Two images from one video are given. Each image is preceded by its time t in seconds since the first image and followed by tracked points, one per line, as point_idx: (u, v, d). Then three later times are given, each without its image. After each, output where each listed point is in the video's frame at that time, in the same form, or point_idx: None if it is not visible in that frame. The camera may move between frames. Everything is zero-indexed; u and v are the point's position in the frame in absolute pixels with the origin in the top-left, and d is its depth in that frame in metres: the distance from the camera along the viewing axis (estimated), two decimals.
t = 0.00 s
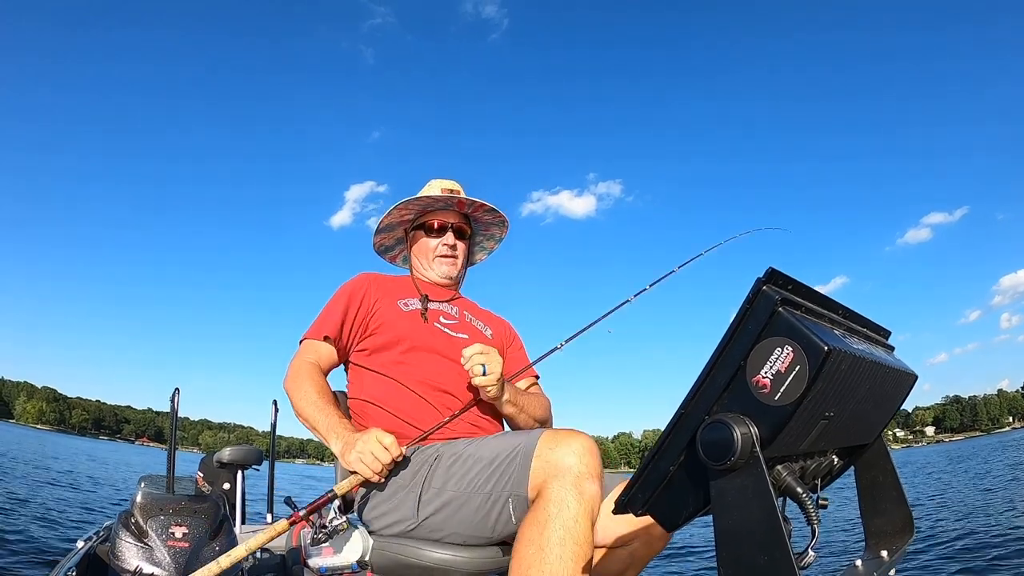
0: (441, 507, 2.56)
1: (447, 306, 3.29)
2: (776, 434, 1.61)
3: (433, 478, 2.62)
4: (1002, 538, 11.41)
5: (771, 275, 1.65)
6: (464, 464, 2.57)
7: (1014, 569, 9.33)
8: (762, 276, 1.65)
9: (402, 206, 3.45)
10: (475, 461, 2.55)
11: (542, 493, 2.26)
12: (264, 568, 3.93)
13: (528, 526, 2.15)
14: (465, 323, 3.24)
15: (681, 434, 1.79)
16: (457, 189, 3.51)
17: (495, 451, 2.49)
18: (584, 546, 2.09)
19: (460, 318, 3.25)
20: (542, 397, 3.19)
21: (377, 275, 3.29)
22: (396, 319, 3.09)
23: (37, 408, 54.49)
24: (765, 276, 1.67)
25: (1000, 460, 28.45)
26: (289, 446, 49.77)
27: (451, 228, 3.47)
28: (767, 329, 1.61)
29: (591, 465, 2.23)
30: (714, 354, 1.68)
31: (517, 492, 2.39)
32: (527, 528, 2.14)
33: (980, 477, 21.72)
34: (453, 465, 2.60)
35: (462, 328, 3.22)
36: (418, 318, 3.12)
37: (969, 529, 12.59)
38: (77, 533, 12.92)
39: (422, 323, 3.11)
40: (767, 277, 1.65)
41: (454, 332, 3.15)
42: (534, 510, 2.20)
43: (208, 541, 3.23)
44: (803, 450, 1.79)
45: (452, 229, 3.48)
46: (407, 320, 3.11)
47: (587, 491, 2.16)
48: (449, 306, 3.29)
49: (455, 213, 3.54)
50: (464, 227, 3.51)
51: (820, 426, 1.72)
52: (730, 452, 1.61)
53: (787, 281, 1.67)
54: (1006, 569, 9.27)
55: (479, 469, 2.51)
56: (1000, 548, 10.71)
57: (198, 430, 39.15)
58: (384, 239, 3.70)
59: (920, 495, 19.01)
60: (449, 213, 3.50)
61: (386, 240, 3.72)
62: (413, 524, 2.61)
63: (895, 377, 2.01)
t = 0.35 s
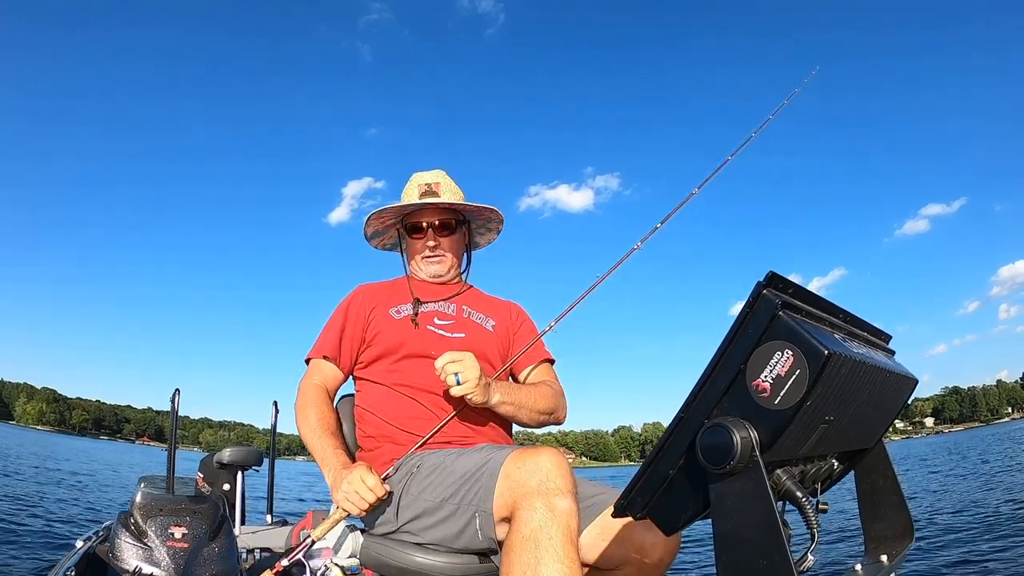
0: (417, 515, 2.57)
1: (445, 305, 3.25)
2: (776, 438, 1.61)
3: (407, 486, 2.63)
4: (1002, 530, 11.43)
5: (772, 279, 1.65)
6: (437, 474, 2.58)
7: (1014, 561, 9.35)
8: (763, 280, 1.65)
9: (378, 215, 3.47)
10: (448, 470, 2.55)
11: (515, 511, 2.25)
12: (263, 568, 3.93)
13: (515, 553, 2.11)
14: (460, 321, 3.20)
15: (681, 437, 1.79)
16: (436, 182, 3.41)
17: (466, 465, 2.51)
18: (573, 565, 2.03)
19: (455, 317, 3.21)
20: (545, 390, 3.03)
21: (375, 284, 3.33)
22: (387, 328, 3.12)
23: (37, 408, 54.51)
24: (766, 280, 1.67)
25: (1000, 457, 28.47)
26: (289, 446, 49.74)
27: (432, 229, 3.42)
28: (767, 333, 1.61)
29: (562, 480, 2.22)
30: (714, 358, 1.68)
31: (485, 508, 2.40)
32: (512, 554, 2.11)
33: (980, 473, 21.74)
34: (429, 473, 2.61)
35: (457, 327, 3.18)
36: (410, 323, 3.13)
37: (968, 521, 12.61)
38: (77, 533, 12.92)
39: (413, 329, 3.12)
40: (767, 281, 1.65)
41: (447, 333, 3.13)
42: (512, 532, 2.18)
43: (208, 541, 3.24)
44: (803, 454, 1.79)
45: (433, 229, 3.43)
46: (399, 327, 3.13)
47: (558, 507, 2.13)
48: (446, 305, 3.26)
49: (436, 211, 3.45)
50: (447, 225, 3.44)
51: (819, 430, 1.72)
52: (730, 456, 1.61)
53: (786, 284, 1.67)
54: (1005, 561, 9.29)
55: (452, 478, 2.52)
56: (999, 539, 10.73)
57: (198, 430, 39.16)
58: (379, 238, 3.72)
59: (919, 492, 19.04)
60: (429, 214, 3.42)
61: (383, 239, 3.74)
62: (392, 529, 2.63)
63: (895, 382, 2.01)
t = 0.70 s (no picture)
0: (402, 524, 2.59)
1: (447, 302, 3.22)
2: (776, 437, 1.61)
3: (393, 494, 2.66)
4: (1000, 526, 11.49)
5: (771, 278, 1.65)
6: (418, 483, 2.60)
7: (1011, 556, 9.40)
8: (762, 278, 1.65)
9: (375, 204, 3.44)
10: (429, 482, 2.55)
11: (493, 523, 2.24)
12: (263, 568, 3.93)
13: (498, 566, 2.13)
14: (461, 321, 3.15)
15: (681, 436, 1.80)
16: (428, 167, 3.29)
17: (443, 476, 2.50)
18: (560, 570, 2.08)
19: (456, 316, 3.16)
20: (548, 396, 2.98)
21: (378, 279, 3.34)
22: (388, 331, 3.14)
23: (38, 408, 54.53)
24: (766, 279, 1.67)
25: (998, 455, 28.56)
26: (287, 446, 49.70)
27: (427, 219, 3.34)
28: (767, 331, 1.61)
29: (537, 490, 2.19)
30: (714, 356, 1.68)
31: (460, 518, 2.38)
32: (496, 565, 2.13)
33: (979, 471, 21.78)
34: (412, 482, 2.63)
35: (458, 326, 3.13)
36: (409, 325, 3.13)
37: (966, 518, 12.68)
38: (77, 534, 12.93)
39: (411, 333, 3.11)
40: (767, 280, 1.65)
41: (446, 336, 3.11)
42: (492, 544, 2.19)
43: (207, 540, 3.23)
44: (803, 452, 1.79)
45: (427, 219, 3.34)
46: (398, 329, 3.13)
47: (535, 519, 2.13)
48: (448, 302, 3.22)
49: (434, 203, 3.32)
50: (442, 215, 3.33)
51: (820, 429, 1.72)
52: (730, 455, 1.61)
53: (786, 283, 1.67)
54: (1003, 556, 9.37)
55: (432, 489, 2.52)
56: (996, 534, 10.83)
57: (199, 431, 39.22)
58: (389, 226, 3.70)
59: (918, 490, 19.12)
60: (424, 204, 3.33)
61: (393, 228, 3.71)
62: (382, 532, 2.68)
63: (894, 381, 2.01)
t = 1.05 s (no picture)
0: (410, 522, 2.59)
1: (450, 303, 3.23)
2: (775, 435, 1.61)
3: (401, 492, 2.65)
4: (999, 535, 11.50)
5: (771, 277, 1.65)
6: (427, 481, 2.59)
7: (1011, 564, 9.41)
8: (762, 276, 1.66)
9: (391, 195, 3.41)
10: (440, 478, 2.55)
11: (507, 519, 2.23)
12: (263, 568, 3.93)
13: (512, 560, 2.10)
14: (464, 324, 3.18)
15: (679, 435, 1.80)
16: (453, 161, 3.30)
17: (454, 472, 2.50)
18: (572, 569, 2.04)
19: (459, 319, 3.18)
20: (549, 404, 3.01)
21: (380, 272, 3.32)
22: (391, 330, 3.13)
23: (39, 408, 54.57)
24: (765, 277, 1.68)
25: (998, 460, 28.57)
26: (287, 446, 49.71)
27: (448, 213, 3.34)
28: (766, 329, 1.61)
29: (552, 486, 2.20)
30: (713, 354, 1.68)
31: (473, 513, 2.38)
32: (510, 561, 2.10)
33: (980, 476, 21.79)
34: (421, 480, 2.62)
35: (461, 330, 3.16)
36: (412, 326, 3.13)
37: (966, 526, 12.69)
38: (76, 533, 12.96)
39: (415, 333, 3.11)
40: (766, 278, 1.66)
41: (449, 338, 3.13)
42: (504, 539, 2.18)
43: (208, 540, 3.23)
44: (802, 450, 1.79)
45: (447, 214, 3.35)
46: (401, 329, 3.13)
47: (552, 514, 2.13)
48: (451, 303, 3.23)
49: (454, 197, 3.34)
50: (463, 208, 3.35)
51: (819, 427, 1.72)
52: (729, 453, 1.61)
53: (785, 282, 1.68)
54: (1003, 564, 9.38)
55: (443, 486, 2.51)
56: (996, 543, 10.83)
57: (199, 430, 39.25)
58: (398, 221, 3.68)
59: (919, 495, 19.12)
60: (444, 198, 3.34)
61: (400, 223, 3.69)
62: (387, 531, 2.66)
63: (893, 379, 2.01)
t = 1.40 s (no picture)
0: (425, 518, 2.58)
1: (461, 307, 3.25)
2: (775, 435, 1.61)
3: (417, 488, 2.64)
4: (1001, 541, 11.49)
5: (771, 276, 1.65)
6: (445, 476, 2.59)
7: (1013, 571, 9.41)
8: (762, 276, 1.65)
9: (400, 192, 3.39)
10: (459, 473, 2.55)
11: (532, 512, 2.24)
12: (263, 569, 3.93)
13: (535, 552, 2.12)
14: (475, 328, 3.21)
15: (680, 435, 1.80)
16: (463, 165, 3.30)
17: (476, 467, 2.50)
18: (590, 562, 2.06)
19: (471, 323, 3.21)
20: (555, 409, 3.06)
21: (391, 270, 3.29)
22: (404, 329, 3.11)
23: (40, 407, 54.68)
24: (765, 277, 1.68)
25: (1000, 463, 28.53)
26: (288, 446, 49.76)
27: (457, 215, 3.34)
28: (767, 328, 1.61)
29: (576, 480, 2.21)
30: (714, 353, 1.68)
31: (498, 508, 2.39)
32: (533, 552, 2.12)
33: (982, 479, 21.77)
34: (438, 476, 2.62)
35: (473, 334, 3.18)
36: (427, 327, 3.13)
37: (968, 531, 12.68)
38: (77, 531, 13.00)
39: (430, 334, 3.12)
40: (767, 278, 1.66)
41: (462, 341, 3.15)
42: (528, 532, 2.19)
43: (207, 540, 3.23)
44: (802, 450, 1.79)
45: (455, 216, 3.34)
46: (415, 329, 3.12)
47: (577, 508, 2.13)
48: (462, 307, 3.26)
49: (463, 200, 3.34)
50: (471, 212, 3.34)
51: (819, 426, 1.72)
52: (729, 453, 1.61)
53: (786, 282, 1.68)
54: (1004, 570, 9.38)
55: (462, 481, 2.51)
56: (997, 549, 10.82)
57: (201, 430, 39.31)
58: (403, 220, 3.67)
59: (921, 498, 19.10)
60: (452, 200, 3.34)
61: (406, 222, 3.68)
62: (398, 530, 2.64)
63: (894, 379, 2.01)
